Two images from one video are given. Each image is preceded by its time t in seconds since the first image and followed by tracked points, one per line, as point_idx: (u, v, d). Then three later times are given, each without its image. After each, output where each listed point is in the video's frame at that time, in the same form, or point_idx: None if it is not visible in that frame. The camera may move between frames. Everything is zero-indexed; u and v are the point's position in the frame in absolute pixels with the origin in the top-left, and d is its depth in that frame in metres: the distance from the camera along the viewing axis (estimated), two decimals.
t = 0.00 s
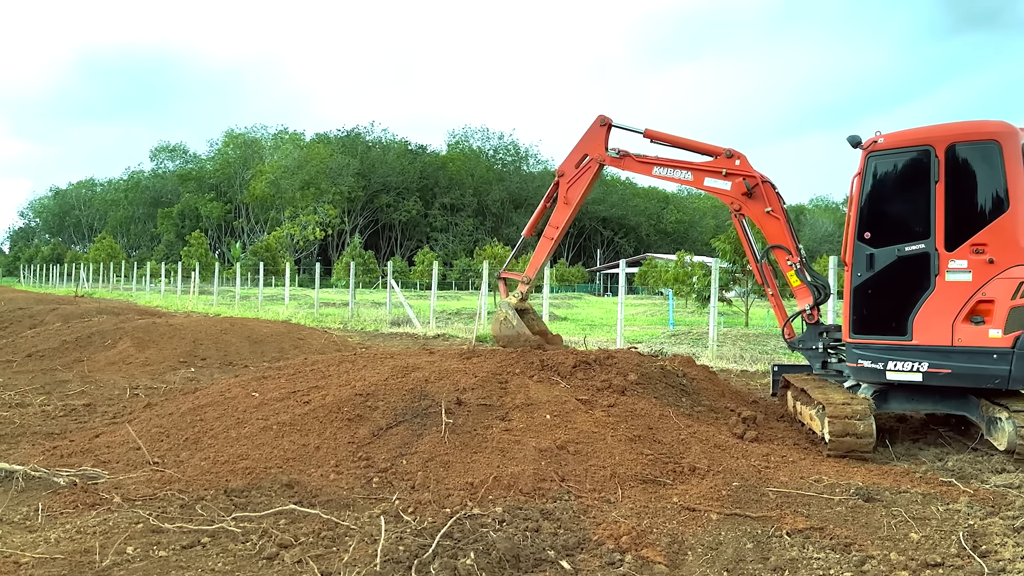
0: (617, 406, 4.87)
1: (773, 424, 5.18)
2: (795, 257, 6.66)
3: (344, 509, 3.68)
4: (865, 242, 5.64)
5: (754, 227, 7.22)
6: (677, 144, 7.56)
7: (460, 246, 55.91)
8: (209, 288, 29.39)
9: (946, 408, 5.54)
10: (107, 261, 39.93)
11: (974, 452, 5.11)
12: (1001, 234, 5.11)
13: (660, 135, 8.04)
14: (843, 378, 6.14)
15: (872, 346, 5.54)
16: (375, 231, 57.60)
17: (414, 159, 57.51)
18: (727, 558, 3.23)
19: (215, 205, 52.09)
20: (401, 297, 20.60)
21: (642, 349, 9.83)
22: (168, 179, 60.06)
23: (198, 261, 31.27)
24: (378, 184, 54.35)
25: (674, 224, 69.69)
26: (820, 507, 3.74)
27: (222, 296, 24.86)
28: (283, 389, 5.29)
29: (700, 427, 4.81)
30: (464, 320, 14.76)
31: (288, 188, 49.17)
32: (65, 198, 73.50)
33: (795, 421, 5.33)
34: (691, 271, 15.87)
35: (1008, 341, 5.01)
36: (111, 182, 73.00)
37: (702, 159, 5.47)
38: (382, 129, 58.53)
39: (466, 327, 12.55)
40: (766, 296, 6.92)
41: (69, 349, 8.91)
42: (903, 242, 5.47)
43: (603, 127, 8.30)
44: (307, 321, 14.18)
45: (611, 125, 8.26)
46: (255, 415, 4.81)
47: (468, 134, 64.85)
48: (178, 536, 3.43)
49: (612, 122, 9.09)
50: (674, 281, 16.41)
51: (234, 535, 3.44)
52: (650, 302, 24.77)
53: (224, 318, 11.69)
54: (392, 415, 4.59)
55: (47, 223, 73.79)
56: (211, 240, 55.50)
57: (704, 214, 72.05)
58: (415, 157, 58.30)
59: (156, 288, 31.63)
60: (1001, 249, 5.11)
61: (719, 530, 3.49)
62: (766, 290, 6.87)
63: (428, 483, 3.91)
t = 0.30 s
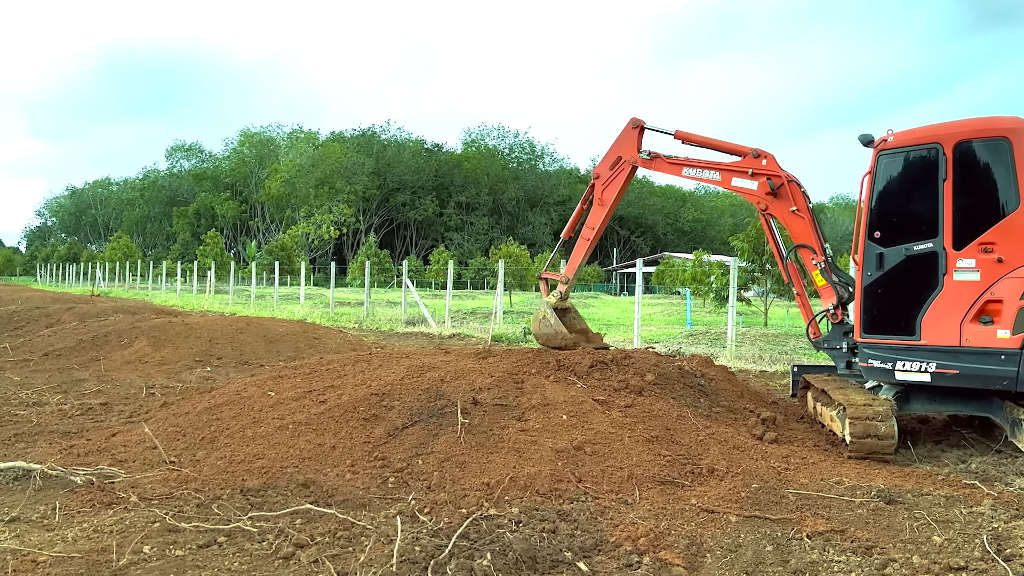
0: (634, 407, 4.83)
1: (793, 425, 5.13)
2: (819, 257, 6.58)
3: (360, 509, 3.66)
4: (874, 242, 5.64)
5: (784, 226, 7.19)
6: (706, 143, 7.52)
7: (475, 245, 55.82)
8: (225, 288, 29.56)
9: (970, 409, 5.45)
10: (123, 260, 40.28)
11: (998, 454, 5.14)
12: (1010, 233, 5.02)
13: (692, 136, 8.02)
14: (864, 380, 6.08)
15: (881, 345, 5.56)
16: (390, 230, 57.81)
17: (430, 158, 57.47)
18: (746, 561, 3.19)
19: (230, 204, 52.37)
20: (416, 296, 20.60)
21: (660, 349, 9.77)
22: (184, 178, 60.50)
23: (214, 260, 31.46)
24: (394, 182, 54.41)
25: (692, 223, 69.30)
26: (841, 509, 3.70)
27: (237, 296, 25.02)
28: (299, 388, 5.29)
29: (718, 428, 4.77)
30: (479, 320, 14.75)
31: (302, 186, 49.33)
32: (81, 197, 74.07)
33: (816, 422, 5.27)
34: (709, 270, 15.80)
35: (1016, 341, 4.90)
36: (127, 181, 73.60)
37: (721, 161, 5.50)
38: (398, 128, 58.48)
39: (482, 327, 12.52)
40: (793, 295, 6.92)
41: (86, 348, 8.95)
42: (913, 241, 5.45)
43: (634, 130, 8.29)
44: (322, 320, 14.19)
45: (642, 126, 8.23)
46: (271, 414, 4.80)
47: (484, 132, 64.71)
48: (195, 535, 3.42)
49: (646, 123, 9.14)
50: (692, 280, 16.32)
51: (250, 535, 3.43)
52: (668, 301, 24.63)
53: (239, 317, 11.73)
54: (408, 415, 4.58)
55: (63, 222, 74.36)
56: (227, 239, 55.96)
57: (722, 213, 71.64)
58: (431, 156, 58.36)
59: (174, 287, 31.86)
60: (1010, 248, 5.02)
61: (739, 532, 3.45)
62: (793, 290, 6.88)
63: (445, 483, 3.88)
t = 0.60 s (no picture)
0: (651, 407, 4.80)
1: (812, 426, 5.07)
2: (846, 257, 6.53)
3: (375, 509, 3.65)
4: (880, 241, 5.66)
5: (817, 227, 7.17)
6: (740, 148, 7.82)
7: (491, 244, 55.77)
8: (241, 287, 29.72)
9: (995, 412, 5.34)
10: (138, 259, 40.61)
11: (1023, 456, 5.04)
12: (1010, 231, 4.95)
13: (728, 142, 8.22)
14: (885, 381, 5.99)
15: (886, 345, 5.57)
16: (405, 229, 58.19)
17: (445, 156, 57.37)
18: (766, 563, 3.16)
19: (245, 204, 52.65)
20: (430, 296, 20.60)
21: (678, 349, 9.72)
22: (199, 177, 60.85)
23: (229, 259, 31.61)
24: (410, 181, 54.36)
25: (709, 222, 68.93)
26: (862, 511, 3.65)
27: (253, 296, 25.15)
28: (315, 388, 5.28)
29: (737, 429, 4.73)
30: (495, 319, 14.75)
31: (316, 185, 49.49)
32: (96, 195, 74.58)
33: (836, 424, 5.22)
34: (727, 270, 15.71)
35: (1015, 342, 4.85)
36: (142, 180, 74.12)
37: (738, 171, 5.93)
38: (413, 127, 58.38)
39: (497, 326, 12.49)
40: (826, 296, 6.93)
41: (102, 347, 8.98)
42: (916, 241, 5.43)
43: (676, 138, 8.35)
44: (338, 320, 14.16)
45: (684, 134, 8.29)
46: (288, 414, 4.80)
47: (500, 130, 64.51)
48: (210, 535, 3.42)
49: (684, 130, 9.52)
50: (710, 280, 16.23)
51: (266, 535, 3.42)
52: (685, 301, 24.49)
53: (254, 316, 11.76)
54: (423, 415, 4.56)
55: (78, 220, 74.94)
56: (242, 238, 56.34)
57: (739, 212, 71.26)
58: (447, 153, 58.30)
59: (192, 286, 32.07)
60: (1009, 247, 4.95)
61: (758, 535, 3.41)
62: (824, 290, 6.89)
63: (461, 483, 3.87)
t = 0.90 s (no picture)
0: (669, 408, 4.76)
1: (832, 428, 5.02)
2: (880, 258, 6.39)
3: (392, 509, 3.64)
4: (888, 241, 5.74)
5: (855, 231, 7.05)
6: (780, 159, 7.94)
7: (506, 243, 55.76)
8: (257, 287, 29.85)
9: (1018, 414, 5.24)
10: (154, 259, 40.89)
11: None
12: (1000, 230, 4.88)
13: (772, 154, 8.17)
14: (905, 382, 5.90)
15: (892, 344, 5.64)
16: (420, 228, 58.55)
17: (460, 155, 57.26)
18: (785, 566, 3.12)
19: (259, 204, 52.87)
20: (445, 296, 20.60)
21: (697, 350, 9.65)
22: (214, 177, 61.13)
23: (245, 259, 31.74)
24: (425, 180, 54.34)
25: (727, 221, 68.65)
26: (883, 514, 3.61)
27: (269, 295, 25.27)
28: (330, 388, 5.27)
29: (756, 431, 4.68)
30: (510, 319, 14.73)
31: (331, 184, 49.64)
32: (112, 195, 75.07)
33: (856, 425, 5.16)
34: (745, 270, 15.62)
35: (1003, 342, 4.77)
36: (157, 180, 74.55)
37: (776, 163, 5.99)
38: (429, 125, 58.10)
39: (512, 326, 12.45)
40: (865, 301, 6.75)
41: (118, 347, 9.01)
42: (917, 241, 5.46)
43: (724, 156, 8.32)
44: (352, 320, 14.15)
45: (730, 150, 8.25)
46: (303, 413, 4.79)
47: (515, 129, 64.30)
48: (227, 534, 3.41)
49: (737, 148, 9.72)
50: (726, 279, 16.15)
51: (282, 534, 3.41)
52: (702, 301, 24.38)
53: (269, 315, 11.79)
54: (439, 415, 4.54)
55: (94, 220, 75.40)
56: (257, 237, 56.67)
57: (757, 210, 70.86)
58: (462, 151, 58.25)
59: (209, 286, 32.21)
60: (1002, 246, 4.88)
61: (777, 537, 3.38)
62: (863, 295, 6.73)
63: (476, 484, 3.85)
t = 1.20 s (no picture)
0: (686, 409, 4.72)
1: (852, 429, 4.96)
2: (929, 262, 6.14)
3: (407, 510, 3.62)
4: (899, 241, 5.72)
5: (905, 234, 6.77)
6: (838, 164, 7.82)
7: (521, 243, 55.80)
8: (271, 286, 29.97)
9: None
10: (168, 259, 41.13)
11: None
12: (989, 229, 4.82)
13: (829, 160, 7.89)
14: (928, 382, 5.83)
15: (899, 342, 5.65)
16: (434, 228, 58.73)
17: (475, 154, 57.21)
18: (805, 569, 3.08)
19: (275, 203, 53.10)
20: (459, 296, 20.59)
21: (715, 350, 9.58)
22: (229, 176, 61.42)
23: (259, 259, 31.88)
24: (439, 179, 54.37)
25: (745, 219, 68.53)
26: (904, 517, 3.57)
27: (284, 294, 25.36)
28: (345, 388, 5.25)
29: (775, 432, 4.63)
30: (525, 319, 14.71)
31: (346, 184, 49.84)
32: (128, 195, 75.61)
33: (877, 426, 5.11)
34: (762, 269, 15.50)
35: (988, 341, 4.75)
36: (172, 179, 75.01)
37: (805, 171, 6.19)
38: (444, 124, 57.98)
39: (526, 326, 12.42)
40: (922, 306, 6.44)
41: (133, 346, 9.03)
42: (920, 240, 5.43)
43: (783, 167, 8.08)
44: (367, 320, 14.15)
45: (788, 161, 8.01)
46: (318, 414, 4.78)
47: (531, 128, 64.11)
48: (243, 534, 3.40)
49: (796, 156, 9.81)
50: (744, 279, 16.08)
51: (298, 535, 3.40)
52: (719, 301, 24.24)
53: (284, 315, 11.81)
54: (454, 416, 4.52)
55: (108, 220, 75.88)
56: (271, 237, 56.94)
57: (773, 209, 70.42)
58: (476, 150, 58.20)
59: (225, 285, 32.35)
60: (991, 246, 4.82)
61: (796, 540, 3.34)
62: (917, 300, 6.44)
63: (492, 485, 3.82)
